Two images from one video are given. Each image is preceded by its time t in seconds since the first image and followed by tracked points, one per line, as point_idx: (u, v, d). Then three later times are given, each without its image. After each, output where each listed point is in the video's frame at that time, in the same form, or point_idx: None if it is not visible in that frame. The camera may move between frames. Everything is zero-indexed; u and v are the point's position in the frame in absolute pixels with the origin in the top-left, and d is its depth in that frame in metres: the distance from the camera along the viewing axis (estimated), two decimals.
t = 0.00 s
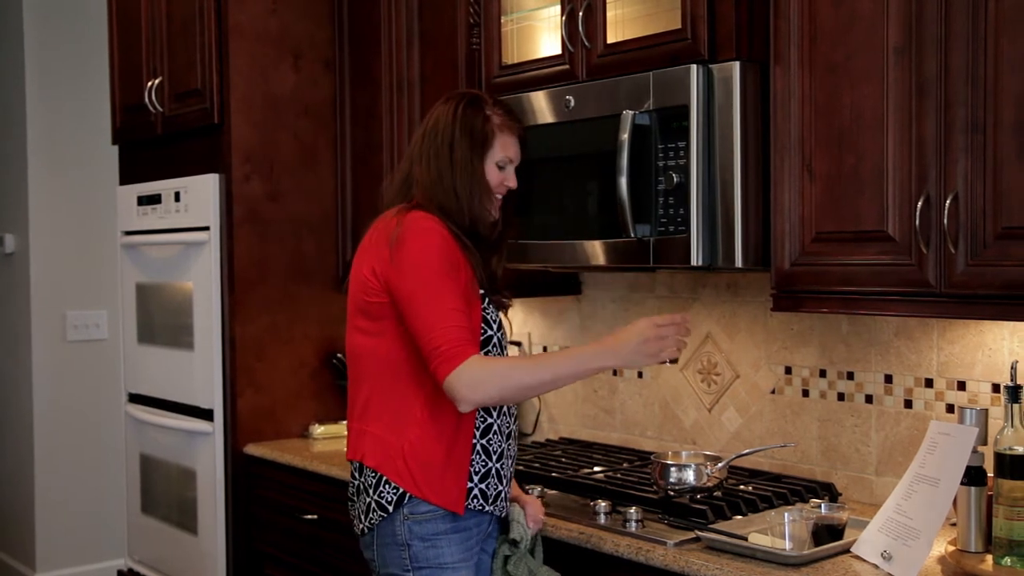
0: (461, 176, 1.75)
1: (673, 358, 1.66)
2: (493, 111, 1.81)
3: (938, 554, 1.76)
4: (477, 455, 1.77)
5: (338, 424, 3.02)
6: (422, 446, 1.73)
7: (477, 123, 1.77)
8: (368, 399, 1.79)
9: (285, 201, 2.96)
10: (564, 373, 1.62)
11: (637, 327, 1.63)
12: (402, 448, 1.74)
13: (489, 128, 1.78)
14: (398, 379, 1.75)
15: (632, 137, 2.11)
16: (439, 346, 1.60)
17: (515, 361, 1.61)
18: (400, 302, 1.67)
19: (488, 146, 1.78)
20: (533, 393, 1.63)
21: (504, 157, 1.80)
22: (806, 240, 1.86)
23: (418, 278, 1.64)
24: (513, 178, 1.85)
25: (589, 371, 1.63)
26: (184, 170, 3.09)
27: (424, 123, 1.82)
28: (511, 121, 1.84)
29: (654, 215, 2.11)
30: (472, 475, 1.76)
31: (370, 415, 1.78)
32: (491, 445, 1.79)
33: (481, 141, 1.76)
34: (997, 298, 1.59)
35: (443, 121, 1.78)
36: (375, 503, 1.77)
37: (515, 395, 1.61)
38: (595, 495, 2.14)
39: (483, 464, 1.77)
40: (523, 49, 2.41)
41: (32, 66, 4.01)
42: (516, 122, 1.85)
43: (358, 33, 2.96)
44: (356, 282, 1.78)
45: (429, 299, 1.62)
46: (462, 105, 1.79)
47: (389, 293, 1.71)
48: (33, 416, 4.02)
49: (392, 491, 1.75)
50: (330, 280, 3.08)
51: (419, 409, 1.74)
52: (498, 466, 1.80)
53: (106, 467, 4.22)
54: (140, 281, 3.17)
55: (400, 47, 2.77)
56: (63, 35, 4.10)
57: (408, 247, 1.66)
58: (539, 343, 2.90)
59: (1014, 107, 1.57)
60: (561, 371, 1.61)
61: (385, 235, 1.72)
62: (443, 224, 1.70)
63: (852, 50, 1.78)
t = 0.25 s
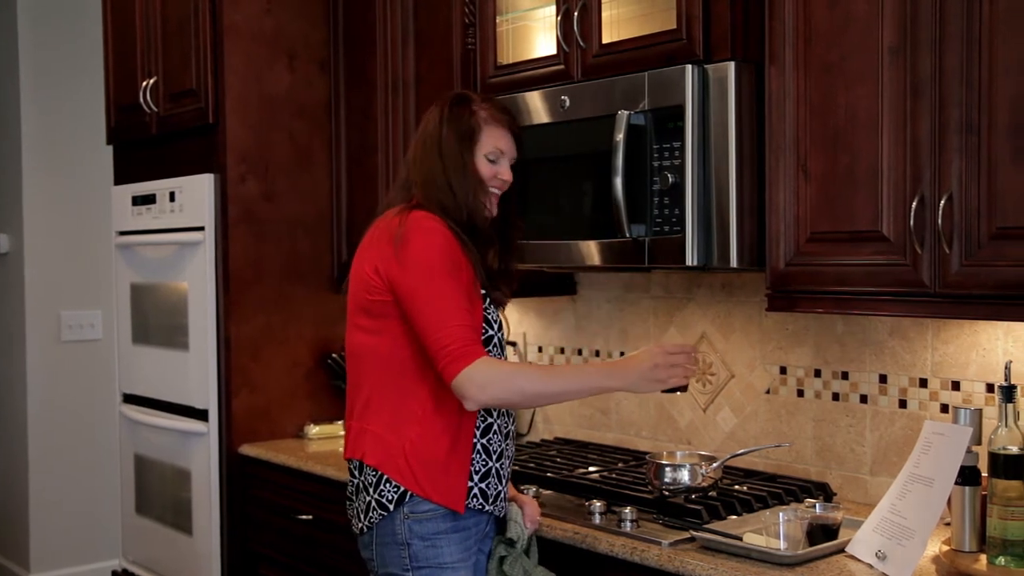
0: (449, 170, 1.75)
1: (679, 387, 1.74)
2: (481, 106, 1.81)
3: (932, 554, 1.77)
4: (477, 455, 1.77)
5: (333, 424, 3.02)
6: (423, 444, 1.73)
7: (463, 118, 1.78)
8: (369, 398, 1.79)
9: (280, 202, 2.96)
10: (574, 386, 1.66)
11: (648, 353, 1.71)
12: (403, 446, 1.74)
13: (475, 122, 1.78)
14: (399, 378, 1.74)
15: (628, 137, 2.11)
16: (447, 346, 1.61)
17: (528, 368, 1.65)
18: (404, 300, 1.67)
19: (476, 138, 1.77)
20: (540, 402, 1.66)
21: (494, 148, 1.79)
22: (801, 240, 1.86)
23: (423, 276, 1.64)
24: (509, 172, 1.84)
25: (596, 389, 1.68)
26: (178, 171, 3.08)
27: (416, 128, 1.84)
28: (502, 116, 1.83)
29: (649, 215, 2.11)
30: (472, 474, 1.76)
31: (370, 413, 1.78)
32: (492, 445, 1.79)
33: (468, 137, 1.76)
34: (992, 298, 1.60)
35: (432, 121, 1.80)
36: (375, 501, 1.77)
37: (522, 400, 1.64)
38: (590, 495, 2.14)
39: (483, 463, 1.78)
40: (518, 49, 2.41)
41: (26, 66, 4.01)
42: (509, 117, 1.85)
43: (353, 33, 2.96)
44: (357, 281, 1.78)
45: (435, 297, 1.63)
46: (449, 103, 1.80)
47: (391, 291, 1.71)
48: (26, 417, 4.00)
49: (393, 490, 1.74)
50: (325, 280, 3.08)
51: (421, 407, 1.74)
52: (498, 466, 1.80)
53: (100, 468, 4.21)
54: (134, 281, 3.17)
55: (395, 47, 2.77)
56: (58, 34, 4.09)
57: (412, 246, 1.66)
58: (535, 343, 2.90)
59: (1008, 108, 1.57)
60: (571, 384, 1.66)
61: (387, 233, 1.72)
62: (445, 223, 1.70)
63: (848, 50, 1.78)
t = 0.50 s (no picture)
0: (413, 168, 1.79)
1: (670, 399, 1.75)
2: (453, 101, 1.82)
3: (923, 554, 1.77)
4: (468, 455, 1.77)
5: (325, 424, 3.01)
6: (414, 444, 1.73)
7: (429, 117, 1.81)
8: (361, 397, 1.78)
9: (272, 202, 2.96)
10: (568, 393, 1.66)
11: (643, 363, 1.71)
12: (393, 446, 1.73)
13: (439, 116, 1.80)
14: (391, 377, 1.74)
15: (619, 137, 2.11)
16: (439, 346, 1.61)
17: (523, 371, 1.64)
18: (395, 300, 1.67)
19: (440, 134, 1.79)
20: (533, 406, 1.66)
21: (458, 139, 1.78)
22: (792, 239, 1.86)
23: (415, 276, 1.64)
24: (487, 163, 1.81)
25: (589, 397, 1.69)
26: (170, 170, 3.07)
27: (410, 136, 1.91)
28: (479, 107, 1.81)
29: (641, 216, 2.11)
30: (463, 474, 1.76)
31: (362, 413, 1.78)
32: (482, 445, 1.79)
33: (430, 136, 1.79)
34: (982, 297, 1.60)
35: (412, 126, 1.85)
36: (365, 501, 1.77)
37: (516, 403, 1.64)
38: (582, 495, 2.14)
39: (473, 463, 1.78)
40: (510, 49, 2.41)
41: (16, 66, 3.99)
42: (489, 109, 1.82)
43: (345, 33, 2.95)
44: (349, 280, 1.77)
45: (427, 297, 1.63)
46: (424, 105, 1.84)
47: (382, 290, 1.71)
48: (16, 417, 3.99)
49: (383, 489, 1.74)
50: (317, 280, 3.07)
51: (412, 407, 1.73)
52: (489, 466, 1.80)
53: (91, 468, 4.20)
54: (125, 281, 3.16)
55: (387, 48, 2.77)
56: (49, 34, 4.08)
57: (404, 246, 1.65)
58: (527, 343, 2.90)
59: (998, 108, 1.57)
60: (564, 391, 1.66)
61: (380, 232, 1.72)
62: (437, 223, 1.70)
63: (839, 51, 1.79)
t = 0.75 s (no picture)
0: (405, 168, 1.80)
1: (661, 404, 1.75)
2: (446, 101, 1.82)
3: (915, 553, 1.77)
4: (457, 456, 1.76)
5: (318, 425, 3.01)
6: (401, 445, 1.72)
7: (423, 116, 1.81)
8: (350, 398, 1.78)
9: (265, 202, 2.95)
10: (559, 396, 1.66)
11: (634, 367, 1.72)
12: (382, 446, 1.73)
13: (433, 117, 1.80)
14: (380, 377, 1.74)
15: (612, 137, 2.11)
16: (429, 346, 1.61)
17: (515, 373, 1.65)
18: (384, 300, 1.67)
19: (433, 134, 1.79)
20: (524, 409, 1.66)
21: (450, 141, 1.78)
22: (785, 240, 1.86)
23: (402, 276, 1.64)
24: (479, 164, 1.80)
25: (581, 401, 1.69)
26: (162, 170, 3.07)
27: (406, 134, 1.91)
28: (472, 107, 1.81)
29: (634, 216, 2.11)
30: (451, 475, 1.76)
31: (352, 413, 1.78)
32: (472, 446, 1.78)
33: (421, 137, 1.79)
34: (974, 298, 1.60)
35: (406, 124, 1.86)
36: (354, 502, 1.77)
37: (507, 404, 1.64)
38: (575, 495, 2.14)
39: (462, 464, 1.77)
40: (503, 49, 2.41)
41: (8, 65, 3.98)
42: (482, 109, 1.81)
43: (338, 33, 2.95)
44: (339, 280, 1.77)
45: (416, 297, 1.62)
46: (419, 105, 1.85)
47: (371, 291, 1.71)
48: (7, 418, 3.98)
49: (371, 490, 1.74)
50: (310, 281, 3.07)
51: (400, 408, 1.73)
52: (478, 467, 1.79)
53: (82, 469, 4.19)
54: (118, 281, 3.15)
55: (379, 48, 2.76)
56: (41, 33, 4.06)
57: (393, 246, 1.65)
58: (520, 343, 2.90)
59: (990, 109, 1.57)
60: (556, 393, 1.66)
61: (369, 233, 1.72)
62: (426, 223, 1.70)
63: (832, 52, 1.79)
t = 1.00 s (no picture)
0: (414, 171, 1.76)
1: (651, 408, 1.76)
2: (454, 105, 1.79)
3: (906, 553, 1.78)
4: (447, 457, 1.76)
5: (310, 425, 3.01)
6: (391, 446, 1.72)
7: (433, 118, 1.77)
8: (340, 400, 1.78)
9: (257, 203, 2.95)
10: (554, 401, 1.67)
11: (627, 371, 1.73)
12: (371, 448, 1.73)
13: (445, 121, 1.77)
14: (369, 379, 1.74)
15: (604, 138, 2.11)
16: (420, 348, 1.61)
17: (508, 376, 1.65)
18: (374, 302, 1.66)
19: (446, 139, 1.76)
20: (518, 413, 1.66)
21: (465, 149, 1.76)
22: (776, 240, 1.87)
23: (392, 278, 1.63)
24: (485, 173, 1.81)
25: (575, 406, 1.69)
26: (154, 170, 3.06)
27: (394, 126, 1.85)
28: (477, 114, 1.81)
29: (626, 216, 2.11)
30: (442, 476, 1.76)
31: (342, 415, 1.78)
32: (462, 447, 1.78)
33: (437, 135, 1.76)
34: (965, 297, 1.61)
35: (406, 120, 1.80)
36: (344, 503, 1.77)
37: (501, 408, 1.64)
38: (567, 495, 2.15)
39: (452, 466, 1.77)
40: (495, 49, 2.41)
41: None
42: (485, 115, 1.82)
43: (330, 32, 2.95)
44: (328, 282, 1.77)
45: (406, 298, 1.62)
46: (423, 102, 1.80)
47: (359, 293, 1.71)
48: None
49: (361, 491, 1.74)
50: (302, 281, 3.06)
51: (389, 409, 1.73)
52: (469, 468, 1.79)
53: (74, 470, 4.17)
54: (109, 281, 3.14)
55: (371, 47, 2.76)
56: (32, 33, 4.05)
57: (381, 247, 1.65)
58: (512, 343, 2.90)
59: (981, 110, 1.58)
60: (550, 397, 1.66)
61: (358, 234, 1.72)
62: (415, 224, 1.69)
63: (823, 52, 1.79)
